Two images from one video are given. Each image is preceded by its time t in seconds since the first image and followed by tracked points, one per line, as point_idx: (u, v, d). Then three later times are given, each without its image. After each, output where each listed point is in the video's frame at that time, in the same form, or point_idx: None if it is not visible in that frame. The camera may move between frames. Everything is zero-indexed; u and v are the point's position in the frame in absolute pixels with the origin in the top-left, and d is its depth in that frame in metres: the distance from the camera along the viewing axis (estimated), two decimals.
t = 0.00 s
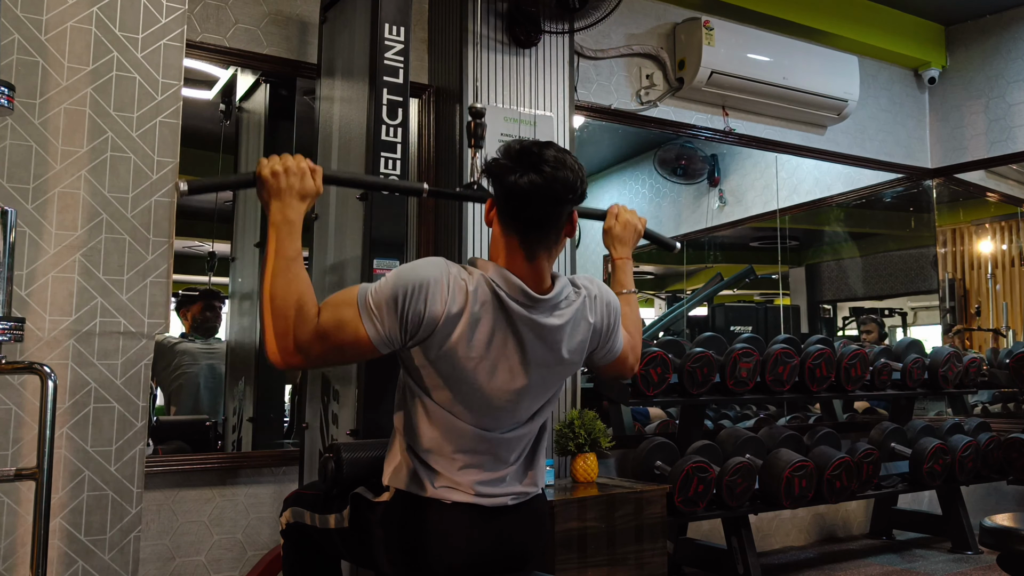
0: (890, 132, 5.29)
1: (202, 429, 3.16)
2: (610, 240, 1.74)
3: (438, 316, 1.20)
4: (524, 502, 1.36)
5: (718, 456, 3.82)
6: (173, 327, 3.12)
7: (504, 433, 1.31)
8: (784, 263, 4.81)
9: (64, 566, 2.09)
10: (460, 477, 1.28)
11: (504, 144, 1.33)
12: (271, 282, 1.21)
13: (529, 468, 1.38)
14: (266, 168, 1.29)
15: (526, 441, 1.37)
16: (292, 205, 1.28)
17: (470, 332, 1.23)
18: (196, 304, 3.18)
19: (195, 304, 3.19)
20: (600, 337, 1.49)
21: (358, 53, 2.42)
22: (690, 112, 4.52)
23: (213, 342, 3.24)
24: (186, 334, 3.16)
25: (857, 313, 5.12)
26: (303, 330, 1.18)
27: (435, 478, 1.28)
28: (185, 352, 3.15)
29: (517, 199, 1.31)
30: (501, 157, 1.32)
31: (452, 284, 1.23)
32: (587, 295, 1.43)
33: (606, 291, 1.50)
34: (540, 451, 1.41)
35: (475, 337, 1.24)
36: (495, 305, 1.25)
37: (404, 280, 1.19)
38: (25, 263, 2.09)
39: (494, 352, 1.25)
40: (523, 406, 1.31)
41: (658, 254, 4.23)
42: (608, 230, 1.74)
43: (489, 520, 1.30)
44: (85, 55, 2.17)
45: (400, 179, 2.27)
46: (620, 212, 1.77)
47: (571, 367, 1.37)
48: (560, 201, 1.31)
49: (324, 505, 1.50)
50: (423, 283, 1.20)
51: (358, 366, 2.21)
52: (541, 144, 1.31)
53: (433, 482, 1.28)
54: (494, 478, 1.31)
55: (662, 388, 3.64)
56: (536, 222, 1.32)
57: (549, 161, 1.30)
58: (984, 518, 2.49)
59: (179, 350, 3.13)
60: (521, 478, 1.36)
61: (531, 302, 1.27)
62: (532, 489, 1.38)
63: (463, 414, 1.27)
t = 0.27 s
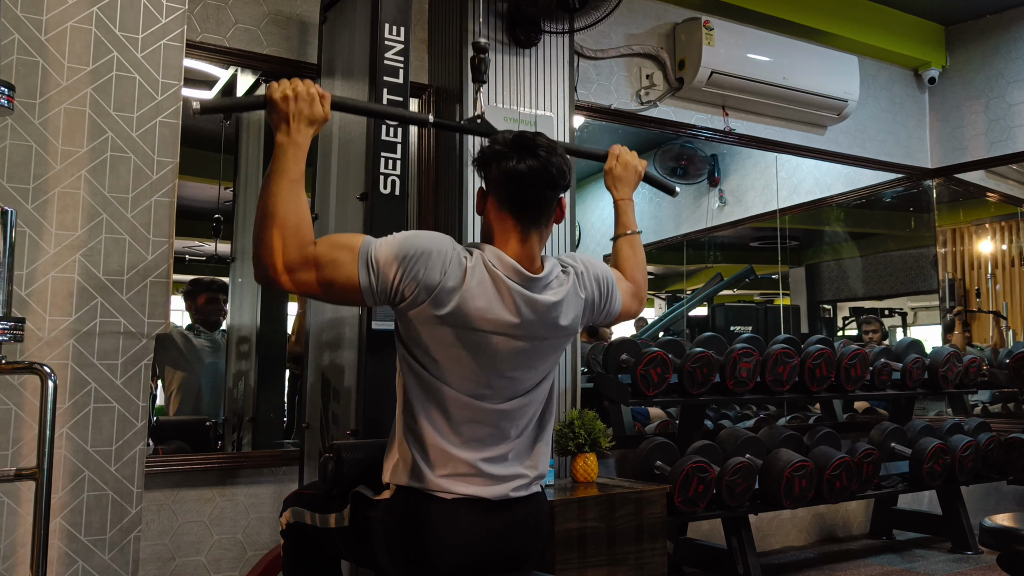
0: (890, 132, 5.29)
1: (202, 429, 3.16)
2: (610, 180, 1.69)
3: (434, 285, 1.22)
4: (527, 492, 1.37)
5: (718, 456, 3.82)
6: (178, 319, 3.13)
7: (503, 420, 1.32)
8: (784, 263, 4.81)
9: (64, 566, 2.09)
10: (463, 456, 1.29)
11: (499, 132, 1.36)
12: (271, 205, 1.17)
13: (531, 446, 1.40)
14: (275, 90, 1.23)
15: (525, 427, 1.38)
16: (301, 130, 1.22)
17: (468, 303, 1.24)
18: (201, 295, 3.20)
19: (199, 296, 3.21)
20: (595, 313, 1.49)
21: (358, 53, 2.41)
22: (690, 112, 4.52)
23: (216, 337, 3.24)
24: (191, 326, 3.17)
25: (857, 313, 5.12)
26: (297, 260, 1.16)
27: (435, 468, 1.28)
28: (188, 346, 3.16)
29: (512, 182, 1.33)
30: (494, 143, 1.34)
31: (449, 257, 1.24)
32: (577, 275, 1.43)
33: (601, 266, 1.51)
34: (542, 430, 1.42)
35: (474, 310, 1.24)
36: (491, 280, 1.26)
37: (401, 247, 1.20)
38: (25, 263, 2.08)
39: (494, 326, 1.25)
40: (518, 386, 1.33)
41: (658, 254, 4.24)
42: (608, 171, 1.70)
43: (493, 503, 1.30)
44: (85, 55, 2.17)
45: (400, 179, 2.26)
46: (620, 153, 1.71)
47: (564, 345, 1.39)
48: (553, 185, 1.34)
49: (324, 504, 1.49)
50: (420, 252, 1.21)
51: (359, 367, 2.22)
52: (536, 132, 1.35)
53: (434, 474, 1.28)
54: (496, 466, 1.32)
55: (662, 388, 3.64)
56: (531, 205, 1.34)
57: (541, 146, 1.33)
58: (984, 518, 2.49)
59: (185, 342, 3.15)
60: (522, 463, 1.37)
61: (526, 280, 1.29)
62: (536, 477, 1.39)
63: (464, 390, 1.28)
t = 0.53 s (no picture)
0: (890, 132, 5.29)
1: (202, 429, 3.16)
2: (609, 123, 1.74)
3: (429, 263, 1.23)
4: (526, 475, 1.36)
5: (718, 456, 3.82)
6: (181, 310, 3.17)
7: (498, 399, 1.32)
8: (784, 263, 4.81)
9: (64, 566, 2.09)
10: (460, 434, 1.29)
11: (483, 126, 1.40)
12: (275, 144, 1.22)
13: (526, 423, 1.40)
14: (277, 35, 1.30)
15: (522, 409, 1.38)
16: (302, 75, 1.29)
17: (461, 282, 1.25)
18: (202, 290, 3.22)
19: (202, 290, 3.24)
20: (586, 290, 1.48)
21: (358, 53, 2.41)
22: (690, 112, 4.50)
23: (218, 333, 3.26)
24: (193, 319, 3.20)
25: (857, 313, 5.12)
26: (299, 201, 1.21)
27: (433, 450, 1.28)
28: (190, 339, 3.18)
29: (498, 172, 1.36)
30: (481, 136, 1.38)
31: (442, 236, 1.25)
32: (566, 257, 1.41)
33: (593, 241, 1.48)
34: (539, 407, 1.42)
35: (467, 287, 1.25)
36: (483, 260, 1.28)
37: (395, 224, 1.23)
38: (25, 263, 2.09)
39: (487, 304, 1.26)
40: (513, 365, 1.33)
41: (658, 254, 4.25)
42: (607, 114, 1.75)
43: (492, 485, 1.30)
44: (85, 55, 2.18)
45: (400, 180, 2.27)
46: (618, 96, 1.77)
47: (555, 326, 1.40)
48: (535, 177, 1.38)
49: (324, 504, 1.48)
50: (415, 231, 1.23)
51: (358, 366, 2.22)
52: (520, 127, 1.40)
53: (433, 454, 1.28)
54: (491, 445, 1.32)
55: (662, 388, 3.64)
56: (517, 192, 1.36)
57: (524, 137, 1.38)
58: (984, 518, 2.49)
59: (188, 334, 3.18)
60: (518, 445, 1.37)
61: (516, 262, 1.30)
62: (532, 459, 1.38)
63: (458, 367, 1.28)
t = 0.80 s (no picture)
0: (890, 132, 5.29)
1: (202, 429, 3.16)
2: (608, 85, 1.73)
3: (425, 249, 1.24)
4: (521, 460, 1.35)
5: (718, 456, 3.82)
6: (183, 305, 3.19)
7: (493, 382, 1.31)
8: (784, 263, 4.81)
9: (64, 566, 2.09)
10: (458, 419, 1.28)
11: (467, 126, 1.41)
12: (282, 101, 1.22)
13: (522, 408, 1.39)
14: None
15: (518, 394, 1.38)
16: (306, 30, 1.28)
17: (455, 268, 1.25)
18: (203, 288, 3.23)
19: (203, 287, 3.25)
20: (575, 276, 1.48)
21: (358, 53, 2.41)
22: (690, 112, 4.49)
23: (219, 331, 3.27)
24: (195, 314, 3.21)
25: (857, 313, 5.12)
26: (305, 160, 1.21)
27: (429, 434, 1.28)
28: (191, 336, 3.20)
29: (484, 168, 1.36)
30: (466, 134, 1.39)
31: (435, 224, 1.26)
32: (556, 244, 1.41)
33: (581, 225, 1.47)
34: (532, 392, 1.41)
35: (461, 274, 1.25)
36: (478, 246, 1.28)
37: (390, 210, 1.23)
38: (25, 263, 2.10)
39: (480, 289, 1.26)
40: (508, 350, 1.33)
41: (659, 254, 4.24)
42: (606, 76, 1.73)
43: (490, 471, 1.30)
44: (85, 55, 2.18)
45: (399, 180, 2.28)
46: (617, 59, 1.75)
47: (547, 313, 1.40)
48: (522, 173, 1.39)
49: (324, 504, 1.47)
50: (410, 218, 1.24)
51: (358, 366, 2.22)
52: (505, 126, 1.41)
53: (430, 438, 1.27)
54: (488, 430, 1.31)
55: (662, 388, 3.64)
56: (504, 187, 1.37)
57: (509, 136, 1.39)
58: (984, 518, 2.49)
59: (189, 329, 3.19)
60: (514, 430, 1.36)
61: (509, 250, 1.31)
62: (526, 444, 1.37)
63: (455, 351, 1.27)
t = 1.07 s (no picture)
0: (890, 132, 5.29)
1: (202, 429, 3.16)
2: (604, 61, 1.74)
3: (425, 238, 1.24)
4: (520, 448, 1.36)
5: (718, 456, 3.82)
6: (185, 303, 3.21)
7: (492, 370, 1.32)
8: (784, 263, 4.81)
9: (64, 566, 2.10)
10: (458, 408, 1.28)
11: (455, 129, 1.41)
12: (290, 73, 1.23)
13: (519, 398, 1.39)
14: None
15: (516, 381, 1.38)
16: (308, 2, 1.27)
17: (453, 257, 1.25)
18: (205, 286, 3.25)
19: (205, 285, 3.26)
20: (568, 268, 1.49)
21: (358, 53, 2.41)
22: (690, 112, 4.51)
23: (221, 330, 3.27)
24: (197, 310, 3.22)
25: (857, 313, 5.12)
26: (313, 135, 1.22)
27: (429, 423, 1.28)
28: (192, 333, 3.21)
29: (474, 168, 1.37)
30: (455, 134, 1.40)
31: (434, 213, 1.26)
32: (549, 235, 1.42)
33: (572, 215, 1.48)
34: (529, 382, 1.42)
35: (459, 264, 1.26)
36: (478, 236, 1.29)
37: (389, 198, 1.23)
38: (25, 263, 2.10)
39: (479, 279, 1.27)
40: (506, 339, 1.34)
41: (659, 254, 4.24)
42: (603, 52, 1.74)
43: (488, 460, 1.31)
44: (85, 55, 2.18)
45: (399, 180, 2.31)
46: (614, 36, 1.77)
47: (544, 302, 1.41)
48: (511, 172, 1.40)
49: (324, 504, 1.47)
50: (409, 207, 1.24)
51: (358, 366, 2.22)
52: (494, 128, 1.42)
53: (430, 428, 1.28)
54: (487, 418, 1.31)
55: (662, 388, 3.64)
56: (494, 186, 1.37)
57: (496, 136, 1.40)
58: (984, 518, 2.49)
59: (191, 326, 3.20)
60: (512, 419, 1.36)
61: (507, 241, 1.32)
62: (524, 433, 1.37)
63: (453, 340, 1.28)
